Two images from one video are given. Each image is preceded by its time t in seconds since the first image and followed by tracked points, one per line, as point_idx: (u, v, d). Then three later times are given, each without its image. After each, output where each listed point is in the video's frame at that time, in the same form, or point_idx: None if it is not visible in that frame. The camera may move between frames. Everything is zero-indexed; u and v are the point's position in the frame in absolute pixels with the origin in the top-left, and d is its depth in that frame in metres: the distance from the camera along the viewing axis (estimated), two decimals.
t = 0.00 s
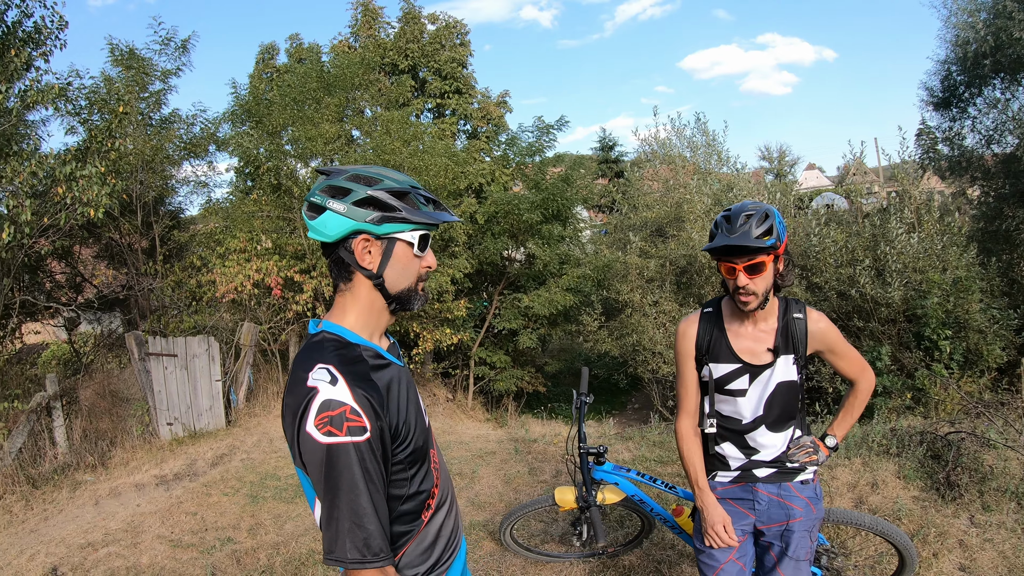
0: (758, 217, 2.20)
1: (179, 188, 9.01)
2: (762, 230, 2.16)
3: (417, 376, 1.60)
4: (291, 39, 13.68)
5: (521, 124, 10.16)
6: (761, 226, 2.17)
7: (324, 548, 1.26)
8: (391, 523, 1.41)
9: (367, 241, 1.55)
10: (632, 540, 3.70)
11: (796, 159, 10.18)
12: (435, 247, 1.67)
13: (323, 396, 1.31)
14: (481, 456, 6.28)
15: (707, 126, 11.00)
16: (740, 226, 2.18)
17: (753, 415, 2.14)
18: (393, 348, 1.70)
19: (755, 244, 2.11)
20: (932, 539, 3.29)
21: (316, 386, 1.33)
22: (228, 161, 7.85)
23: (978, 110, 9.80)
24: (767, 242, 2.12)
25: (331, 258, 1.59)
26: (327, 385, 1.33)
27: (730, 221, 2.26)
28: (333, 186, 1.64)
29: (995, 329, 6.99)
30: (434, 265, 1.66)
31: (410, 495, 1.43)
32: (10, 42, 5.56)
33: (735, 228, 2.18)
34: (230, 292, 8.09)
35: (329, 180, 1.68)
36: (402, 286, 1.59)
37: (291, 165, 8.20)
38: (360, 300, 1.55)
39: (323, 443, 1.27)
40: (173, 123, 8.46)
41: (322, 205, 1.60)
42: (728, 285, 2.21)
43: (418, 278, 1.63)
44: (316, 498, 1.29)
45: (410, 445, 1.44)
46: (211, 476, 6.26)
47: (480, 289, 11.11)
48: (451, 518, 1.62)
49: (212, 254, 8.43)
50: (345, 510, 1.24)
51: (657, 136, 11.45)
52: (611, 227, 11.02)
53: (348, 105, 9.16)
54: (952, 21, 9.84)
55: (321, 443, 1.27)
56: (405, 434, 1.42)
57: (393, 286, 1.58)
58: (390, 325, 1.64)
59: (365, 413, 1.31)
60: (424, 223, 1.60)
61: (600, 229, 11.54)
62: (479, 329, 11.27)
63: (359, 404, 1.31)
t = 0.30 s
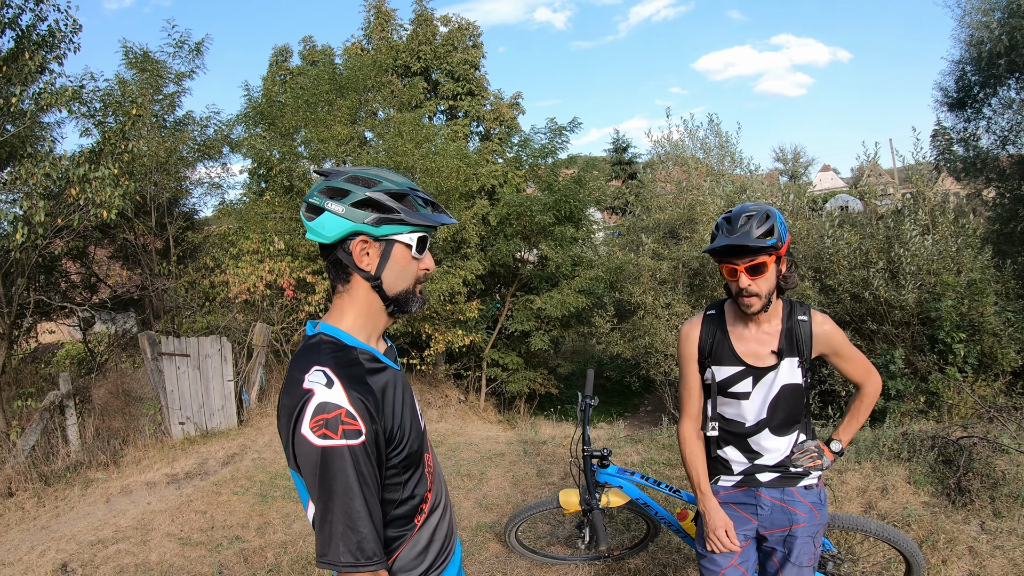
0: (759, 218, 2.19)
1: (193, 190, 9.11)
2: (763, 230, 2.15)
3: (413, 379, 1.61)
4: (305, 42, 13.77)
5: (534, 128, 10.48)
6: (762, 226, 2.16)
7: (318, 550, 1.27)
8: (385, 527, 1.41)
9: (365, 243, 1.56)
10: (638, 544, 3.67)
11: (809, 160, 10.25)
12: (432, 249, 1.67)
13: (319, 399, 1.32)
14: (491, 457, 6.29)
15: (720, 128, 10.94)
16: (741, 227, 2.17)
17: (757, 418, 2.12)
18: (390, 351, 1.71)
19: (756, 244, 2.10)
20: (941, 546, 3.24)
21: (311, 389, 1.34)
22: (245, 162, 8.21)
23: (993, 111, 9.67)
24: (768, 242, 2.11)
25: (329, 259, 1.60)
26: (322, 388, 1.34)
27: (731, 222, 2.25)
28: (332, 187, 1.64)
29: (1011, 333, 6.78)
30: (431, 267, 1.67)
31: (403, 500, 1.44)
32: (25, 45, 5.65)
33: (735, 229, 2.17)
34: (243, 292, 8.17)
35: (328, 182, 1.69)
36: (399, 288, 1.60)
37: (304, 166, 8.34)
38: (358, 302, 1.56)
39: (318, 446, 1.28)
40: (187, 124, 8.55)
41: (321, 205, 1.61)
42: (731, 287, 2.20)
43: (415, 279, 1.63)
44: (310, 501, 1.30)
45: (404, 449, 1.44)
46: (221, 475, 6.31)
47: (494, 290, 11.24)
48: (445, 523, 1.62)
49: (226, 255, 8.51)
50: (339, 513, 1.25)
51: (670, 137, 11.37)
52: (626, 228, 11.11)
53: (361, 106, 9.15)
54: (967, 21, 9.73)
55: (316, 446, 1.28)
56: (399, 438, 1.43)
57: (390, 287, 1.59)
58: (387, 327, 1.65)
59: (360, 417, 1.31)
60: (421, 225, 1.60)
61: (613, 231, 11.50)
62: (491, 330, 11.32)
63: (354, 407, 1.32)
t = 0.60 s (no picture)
0: (764, 219, 2.17)
1: (204, 190, 9.17)
2: (768, 231, 2.13)
3: (412, 385, 1.60)
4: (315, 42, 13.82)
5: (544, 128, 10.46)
6: (766, 227, 2.14)
7: (314, 557, 1.28)
8: (382, 533, 1.41)
9: (361, 247, 1.55)
10: (644, 545, 3.65)
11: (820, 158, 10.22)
12: (431, 253, 1.66)
13: (314, 405, 1.31)
14: (500, 457, 6.29)
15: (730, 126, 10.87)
16: (746, 228, 2.16)
17: (762, 420, 2.10)
18: (389, 356, 1.70)
19: (761, 246, 2.07)
20: (950, 550, 3.21)
21: (307, 395, 1.34)
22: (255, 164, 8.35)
23: (1005, 107, 9.55)
24: (774, 243, 2.09)
25: (327, 264, 1.60)
26: (318, 394, 1.34)
27: (736, 224, 2.23)
28: (329, 192, 1.65)
29: None
30: (430, 271, 1.66)
31: (401, 506, 1.44)
32: (35, 48, 5.70)
33: (739, 231, 2.15)
34: (253, 292, 8.22)
35: (325, 186, 1.69)
36: (396, 293, 1.59)
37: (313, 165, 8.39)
38: (355, 306, 1.56)
39: (313, 452, 1.28)
40: (197, 125, 8.61)
41: (318, 210, 1.61)
42: (737, 289, 2.18)
43: (413, 284, 1.62)
44: (307, 507, 1.30)
45: (401, 455, 1.44)
46: (231, 474, 6.34)
47: (503, 290, 11.26)
48: (445, 529, 1.62)
49: (236, 255, 8.56)
50: (335, 520, 1.25)
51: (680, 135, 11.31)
52: (635, 227, 11.04)
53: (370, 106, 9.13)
54: (979, 17, 9.64)
55: (312, 452, 1.28)
56: (396, 444, 1.42)
57: (389, 292, 1.58)
58: (385, 333, 1.64)
59: (356, 423, 1.31)
60: (419, 229, 1.60)
61: (624, 229, 11.49)
62: (501, 330, 11.33)
63: (350, 413, 1.32)
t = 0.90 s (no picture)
0: (775, 216, 2.15)
1: (212, 189, 9.22)
2: (781, 229, 2.11)
3: (419, 383, 1.61)
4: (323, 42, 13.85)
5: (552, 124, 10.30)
6: (778, 225, 2.12)
7: (322, 556, 1.28)
8: (390, 531, 1.41)
9: (368, 246, 1.56)
10: (651, 544, 3.65)
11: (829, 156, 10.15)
12: (438, 251, 1.66)
13: (321, 404, 1.32)
14: (507, 456, 6.29)
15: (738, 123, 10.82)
16: (758, 226, 2.14)
17: (771, 419, 2.09)
18: (395, 354, 1.71)
19: (773, 244, 2.06)
20: (958, 550, 3.18)
21: (314, 394, 1.34)
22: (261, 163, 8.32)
23: (1014, 105, 9.46)
24: (786, 242, 2.07)
25: (333, 262, 1.60)
26: (325, 392, 1.34)
27: (748, 221, 2.22)
28: (336, 191, 1.65)
29: None
30: (437, 270, 1.67)
31: (408, 505, 1.44)
32: (43, 48, 5.74)
33: (751, 229, 2.14)
34: (261, 290, 8.26)
35: (331, 184, 1.69)
36: (402, 291, 1.60)
37: (320, 164, 8.42)
38: (361, 305, 1.56)
39: (320, 451, 1.28)
40: (205, 125, 8.65)
41: (324, 208, 1.61)
42: (748, 287, 2.17)
43: (420, 283, 1.63)
44: (314, 506, 1.30)
45: (408, 454, 1.44)
46: (238, 472, 6.37)
47: (511, 288, 11.25)
48: (452, 528, 1.62)
49: (245, 254, 8.60)
50: (343, 519, 1.25)
51: (688, 133, 11.25)
52: (643, 225, 11.01)
53: (378, 105, 9.14)
54: (987, 13, 9.56)
55: (319, 451, 1.28)
56: (403, 443, 1.43)
57: (395, 291, 1.59)
58: (391, 331, 1.65)
59: (363, 422, 1.31)
60: (426, 228, 1.60)
61: (632, 228, 11.46)
62: (509, 329, 11.33)
63: (357, 412, 1.32)
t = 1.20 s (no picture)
0: (776, 212, 2.15)
1: (218, 189, 9.26)
2: (782, 224, 2.11)
3: (419, 379, 1.61)
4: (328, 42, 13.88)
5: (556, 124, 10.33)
6: (779, 221, 2.12)
7: (324, 551, 1.29)
8: (392, 527, 1.42)
9: (370, 242, 1.56)
10: (654, 543, 3.65)
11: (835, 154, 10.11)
12: (439, 249, 1.67)
13: (322, 400, 1.32)
14: (512, 455, 6.30)
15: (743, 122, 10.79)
16: (759, 221, 2.15)
17: (773, 415, 2.09)
18: (396, 351, 1.71)
19: (775, 239, 2.06)
20: (962, 548, 3.17)
21: (315, 389, 1.35)
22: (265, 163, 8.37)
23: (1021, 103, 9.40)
24: (788, 237, 2.08)
25: (335, 259, 1.61)
26: (327, 388, 1.35)
27: (749, 217, 2.22)
28: (338, 188, 1.65)
29: None
30: (438, 267, 1.67)
31: (409, 500, 1.45)
32: (48, 49, 5.78)
33: (753, 224, 2.15)
34: (267, 290, 8.30)
35: (332, 181, 1.70)
36: (404, 288, 1.60)
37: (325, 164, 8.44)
38: (363, 301, 1.57)
39: (322, 447, 1.29)
40: (210, 125, 8.68)
41: (326, 205, 1.62)
42: (750, 283, 2.16)
43: (421, 280, 1.63)
44: (316, 501, 1.31)
45: (410, 450, 1.45)
46: (244, 470, 6.40)
47: (516, 288, 11.25)
48: (453, 524, 1.62)
49: (250, 254, 8.64)
50: (344, 514, 1.26)
51: (693, 132, 11.22)
52: (648, 224, 10.99)
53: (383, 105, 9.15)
54: (992, 11, 9.51)
55: (321, 446, 1.29)
56: (405, 438, 1.43)
57: (397, 288, 1.59)
58: (392, 328, 1.65)
59: (365, 417, 1.32)
60: (427, 225, 1.61)
61: (636, 227, 11.45)
62: (514, 328, 11.34)
63: (358, 407, 1.33)
